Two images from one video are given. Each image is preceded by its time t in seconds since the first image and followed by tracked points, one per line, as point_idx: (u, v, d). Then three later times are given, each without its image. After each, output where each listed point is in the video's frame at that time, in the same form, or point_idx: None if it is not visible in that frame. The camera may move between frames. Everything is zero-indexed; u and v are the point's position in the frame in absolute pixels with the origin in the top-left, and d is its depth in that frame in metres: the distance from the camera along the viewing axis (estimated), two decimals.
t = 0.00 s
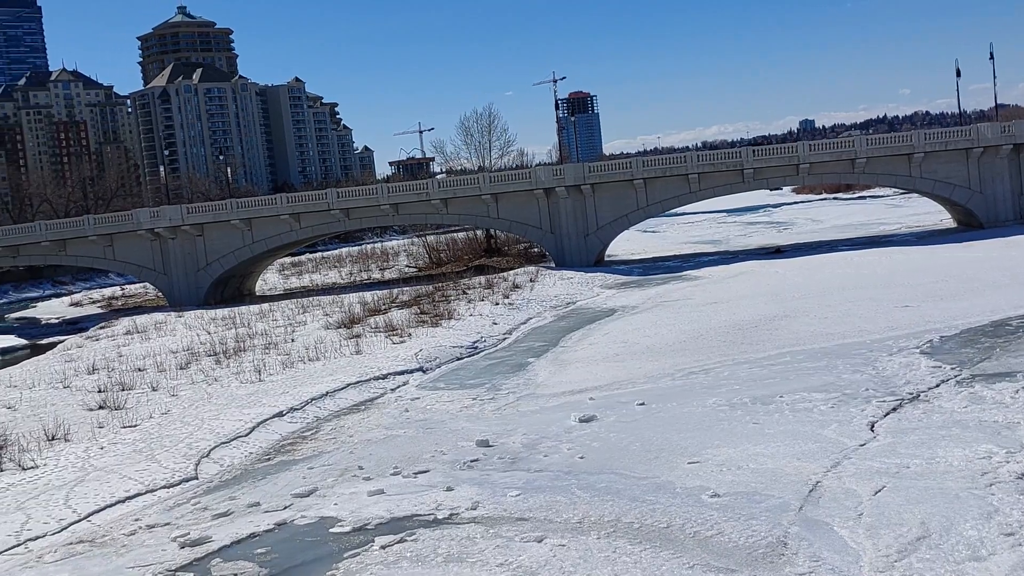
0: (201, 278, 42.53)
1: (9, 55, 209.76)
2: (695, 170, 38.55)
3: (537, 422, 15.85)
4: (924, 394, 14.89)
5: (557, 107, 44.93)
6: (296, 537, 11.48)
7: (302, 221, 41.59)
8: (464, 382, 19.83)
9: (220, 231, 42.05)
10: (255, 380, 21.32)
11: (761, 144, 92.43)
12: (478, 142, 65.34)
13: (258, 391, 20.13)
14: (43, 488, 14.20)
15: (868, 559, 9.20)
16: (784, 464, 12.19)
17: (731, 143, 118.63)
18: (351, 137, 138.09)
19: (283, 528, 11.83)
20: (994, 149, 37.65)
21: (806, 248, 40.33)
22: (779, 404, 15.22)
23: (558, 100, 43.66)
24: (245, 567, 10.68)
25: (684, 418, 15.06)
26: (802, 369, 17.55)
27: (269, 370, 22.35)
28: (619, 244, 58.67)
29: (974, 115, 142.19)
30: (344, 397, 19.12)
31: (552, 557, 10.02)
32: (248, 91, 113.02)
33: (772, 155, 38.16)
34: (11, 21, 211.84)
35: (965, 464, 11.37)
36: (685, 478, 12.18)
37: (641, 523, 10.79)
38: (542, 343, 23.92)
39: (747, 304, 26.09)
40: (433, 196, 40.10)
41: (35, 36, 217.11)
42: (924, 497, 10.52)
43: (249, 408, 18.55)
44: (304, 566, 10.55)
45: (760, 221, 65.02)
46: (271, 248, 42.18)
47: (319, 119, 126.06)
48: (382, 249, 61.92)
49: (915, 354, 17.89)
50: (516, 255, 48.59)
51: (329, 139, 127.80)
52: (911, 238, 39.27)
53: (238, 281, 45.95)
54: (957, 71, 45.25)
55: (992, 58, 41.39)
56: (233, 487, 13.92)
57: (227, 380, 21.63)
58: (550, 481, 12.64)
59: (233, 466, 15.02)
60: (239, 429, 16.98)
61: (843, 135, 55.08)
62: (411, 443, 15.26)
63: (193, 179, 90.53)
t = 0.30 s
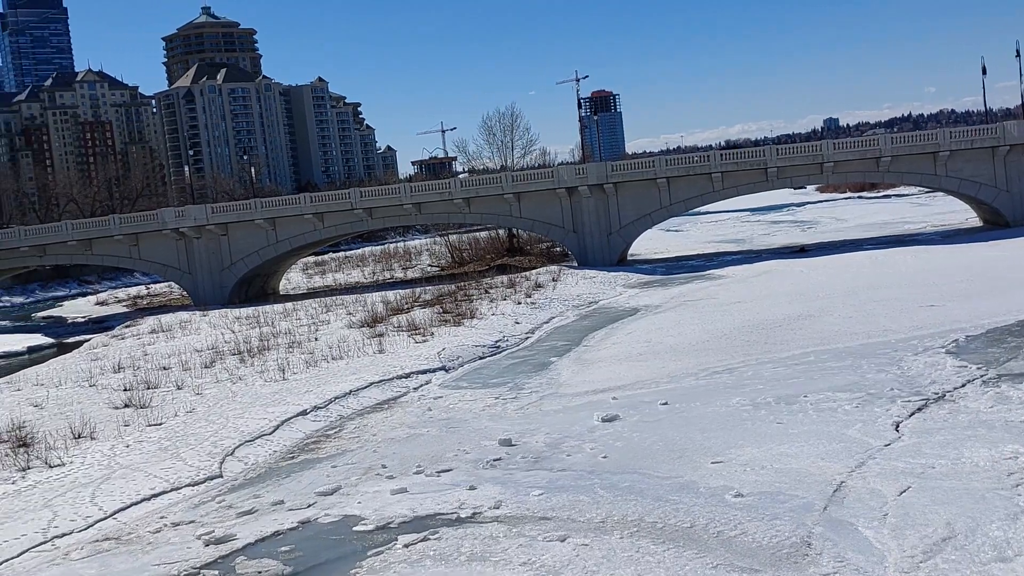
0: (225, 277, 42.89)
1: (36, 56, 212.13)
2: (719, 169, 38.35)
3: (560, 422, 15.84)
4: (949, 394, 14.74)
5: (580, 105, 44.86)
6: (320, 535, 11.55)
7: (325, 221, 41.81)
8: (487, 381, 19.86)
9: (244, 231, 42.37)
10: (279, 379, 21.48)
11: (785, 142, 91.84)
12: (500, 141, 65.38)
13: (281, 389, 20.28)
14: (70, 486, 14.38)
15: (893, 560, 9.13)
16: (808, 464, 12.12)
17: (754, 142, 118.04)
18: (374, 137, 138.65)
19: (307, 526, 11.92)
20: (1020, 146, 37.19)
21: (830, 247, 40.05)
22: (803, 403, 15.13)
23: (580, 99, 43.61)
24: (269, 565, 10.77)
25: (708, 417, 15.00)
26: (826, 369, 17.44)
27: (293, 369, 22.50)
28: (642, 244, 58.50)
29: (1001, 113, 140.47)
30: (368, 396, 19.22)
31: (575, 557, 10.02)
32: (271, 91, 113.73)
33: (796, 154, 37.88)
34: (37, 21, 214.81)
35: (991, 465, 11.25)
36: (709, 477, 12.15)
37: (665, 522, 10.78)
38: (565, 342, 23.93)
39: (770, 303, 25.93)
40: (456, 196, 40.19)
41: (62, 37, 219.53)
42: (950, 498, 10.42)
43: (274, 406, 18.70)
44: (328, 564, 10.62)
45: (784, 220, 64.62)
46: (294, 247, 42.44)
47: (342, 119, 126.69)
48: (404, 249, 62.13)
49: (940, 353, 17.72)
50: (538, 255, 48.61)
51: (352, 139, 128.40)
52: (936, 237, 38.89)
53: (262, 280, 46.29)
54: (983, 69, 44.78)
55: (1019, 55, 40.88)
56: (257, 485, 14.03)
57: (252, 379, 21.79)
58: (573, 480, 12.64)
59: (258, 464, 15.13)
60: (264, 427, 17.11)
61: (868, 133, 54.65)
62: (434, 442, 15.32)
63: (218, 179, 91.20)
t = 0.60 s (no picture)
0: (256, 277, 43.29)
1: (68, 57, 214.86)
2: (749, 168, 38.05)
3: (589, 421, 15.82)
4: (983, 394, 14.54)
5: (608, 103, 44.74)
6: (350, 534, 11.63)
7: (355, 220, 42.06)
8: (515, 381, 19.89)
9: (275, 231, 42.74)
10: (309, 378, 21.66)
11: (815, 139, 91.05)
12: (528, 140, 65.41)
13: (312, 388, 20.45)
14: (104, 484, 14.60)
15: (925, 560, 9.04)
16: (839, 464, 12.02)
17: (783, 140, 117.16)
18: (403, 137, 139.26)
19: (337, 524, 12.02)
20: None
21: (861, 246, 39.64)
22: (834, 403, 15.00)
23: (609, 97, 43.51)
24: (300, 562, 10.88)
25: (737, 417, 14.93)
26: (858, 368, 17.28)
27: (323, 368, 22.68)
28: (670, 243, 58.26)
29: None
30: (397, 395, 19.33)
31: (604, 556, 10.02)
32: (301, 91, 114.58)
33: (827, 152, 37.48)
34: (70, 23, 218.01)
35: None
36: (739, 477, 12.09)
37: (695, 522, 10.74)
38: (594, 341, 23.91)
39: (800, 302, 25.72)
40: (484, 195, 40.27)
41: (94, 39, 222.47)
42: (984, 498, 10.28)
43: (304, 405, 18.87)
44: (359, 562, 10.69)
45: (815, 218, 64.06)
46: (324, 247, 42.74)
47: (371, 119, 127.40)
48: (433, 248, 62.35)
49: (974, 353, 17.49)
50: (567, 254, 48.58)
51: (381, 139, 129.04)
52: (969, 235, 38.36)
53: (293, 279, 46.68)
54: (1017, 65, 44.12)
55: None
56: (287, 483, 14.16)
57: (282, 377, 21.99)
58: (602, 480, 12.63)
59: (289, 463, 15.27)
60: (294, 426, 17.25)
61: (901, 130, 54.02)
62: (463, 441, 15.37)
63: (248, 179, 92.04)
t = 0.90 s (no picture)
0: (293, 276, 43.73)
1: (108, 59, 218.62)
2: (786, 166, 37.65)
3: (624, 421, 15.79)
4: None
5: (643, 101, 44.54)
6: (386, 532, 11.73)
7: (390, 220, 42.31)
8: (550, 380, 19.90)
9: (311, 230, 43.15)
10: (346, 376, 21.86)
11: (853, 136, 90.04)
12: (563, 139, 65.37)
13: (347, 387, 20.64)
14: (144, 481, 14.86)
15: (966, 562, 8.92)
16: (877, 464, 11.89)
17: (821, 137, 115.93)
18: (437, 136, 139.84)
19: (373, 523, 12.13)
20: None
21: (900, 244, 39.08)
22: (872, 403, 14.82)
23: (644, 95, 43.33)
24: (337, 560, 10.99)
25: (774, 416, 14.81)
26: (898, 368, 17.05)
27: (359, 367, 22.86)
28: (706, 241, 57.89)
29: None
30: (432, 394, 19.43)
31: (640, 555, 10.01)
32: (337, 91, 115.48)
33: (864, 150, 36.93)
34: (110, 26, 221.81)
35: None
36: (776, 477, 12.00)
37: (732, 522, 10.68)
38: (629, 340, 23.86)
39: (838, 301, 25.44)
40: (519, 194, 40.32)
41: (132, 40, 225.71)
42: None
43: (341, 403, 19.06)
44: (395, 560, 10.78)
45: (853, 217, 63.26)
46: (360, 246, 43.05)
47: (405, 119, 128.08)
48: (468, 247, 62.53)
49: (1015, 352, 17.18)
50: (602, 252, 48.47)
51: (416, 139, 129.67)
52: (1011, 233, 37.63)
53: (329, 278, 47.07)
54: None
55: None
56: (324, 481, 14.31)
57: (319, 376, 22.21)
58: (638, 479, 12.61)
59: (326, 461, 15.43)
60: (330, 424, 17.41)
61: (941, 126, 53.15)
62: (497, 440, 15.41)
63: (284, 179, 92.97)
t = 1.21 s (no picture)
0: (303, 276, 43.86)
1: (119, 59, 219.71)
2: (796, 165, 37.51)
3: (634, 420, 15.78)
4: None
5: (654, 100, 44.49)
6: (396, 531, 11.76)
7: (400, 219, 42.38)
8: (559, 379, 19.90)
9: (321, 230, 43.27)
10: (356, 376, 21.91)
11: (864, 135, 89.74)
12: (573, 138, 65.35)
13: (357, 386, 20.67)
14: (154, 480, 14.92)
15: (977, 562, 8.88)
16: (889, 464, 11.85)
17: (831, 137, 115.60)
18: (447, 136, 139.93)
19: (383, 522, 12.15)
20: None
21: (911, 244, 38.85)
22: (883, 403, 14.78)
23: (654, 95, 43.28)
24: (347, 559, 11.02)
25: (784, 417, 14.76)
26: (908, 368, 16.98)
27: (369, 366, 22.89)
28: (716, 241, 57.81)
29: None
30: (442, 393, 19.45)
31: (650, 555, 10.01)
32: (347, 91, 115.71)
33: (875, 149, 36.74)
34: (121, 26, 222.83)
35: None
36: (786, 477, 11.98)
37: (742, 522, 10.67)
38: (640, 340, 23.81)
39: (849, 301, 25.36)
40: (529, 194, 40.33)
41: (144, 40, 226.42)
42: None
43: (350, 402, 19.11)
44: (405, 559, 10.80)
45: (864, 216, 63.00)
46: (370, 245, 43.13)
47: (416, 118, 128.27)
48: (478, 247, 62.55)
49: None
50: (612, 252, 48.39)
51: (426, 139, 129.86)
52: None
53: (339, 278, 47.17)
54: None
55: None
56: (334, 481, 14.34)
57: (329, 375, 22.27)
58: (648, 479, 12.61)
59: (336, 460, 15.47)
60: (340, 424, 17.45)
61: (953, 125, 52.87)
62: (507, 440, 15.42)
63: (295, 179, 93.21)
